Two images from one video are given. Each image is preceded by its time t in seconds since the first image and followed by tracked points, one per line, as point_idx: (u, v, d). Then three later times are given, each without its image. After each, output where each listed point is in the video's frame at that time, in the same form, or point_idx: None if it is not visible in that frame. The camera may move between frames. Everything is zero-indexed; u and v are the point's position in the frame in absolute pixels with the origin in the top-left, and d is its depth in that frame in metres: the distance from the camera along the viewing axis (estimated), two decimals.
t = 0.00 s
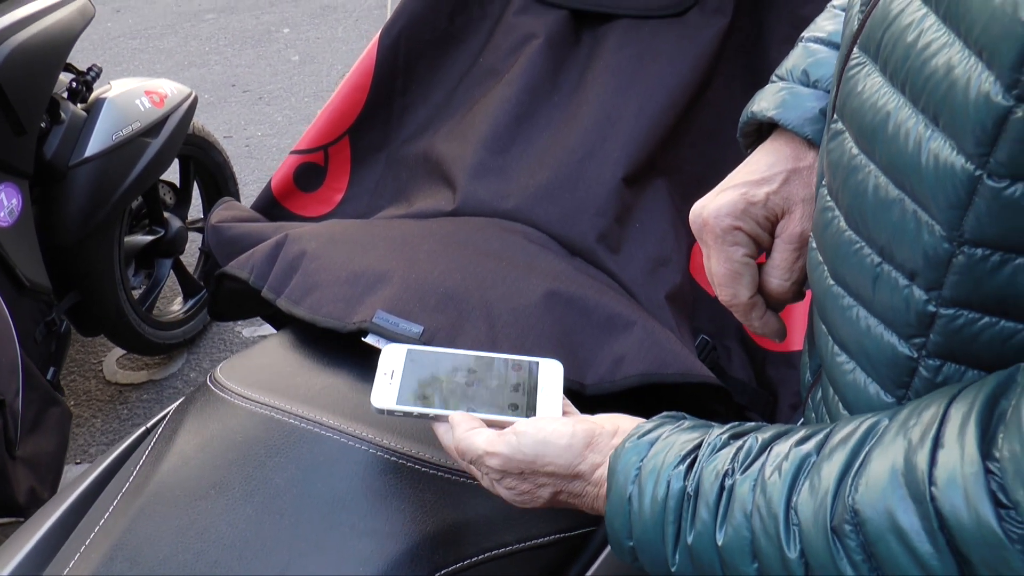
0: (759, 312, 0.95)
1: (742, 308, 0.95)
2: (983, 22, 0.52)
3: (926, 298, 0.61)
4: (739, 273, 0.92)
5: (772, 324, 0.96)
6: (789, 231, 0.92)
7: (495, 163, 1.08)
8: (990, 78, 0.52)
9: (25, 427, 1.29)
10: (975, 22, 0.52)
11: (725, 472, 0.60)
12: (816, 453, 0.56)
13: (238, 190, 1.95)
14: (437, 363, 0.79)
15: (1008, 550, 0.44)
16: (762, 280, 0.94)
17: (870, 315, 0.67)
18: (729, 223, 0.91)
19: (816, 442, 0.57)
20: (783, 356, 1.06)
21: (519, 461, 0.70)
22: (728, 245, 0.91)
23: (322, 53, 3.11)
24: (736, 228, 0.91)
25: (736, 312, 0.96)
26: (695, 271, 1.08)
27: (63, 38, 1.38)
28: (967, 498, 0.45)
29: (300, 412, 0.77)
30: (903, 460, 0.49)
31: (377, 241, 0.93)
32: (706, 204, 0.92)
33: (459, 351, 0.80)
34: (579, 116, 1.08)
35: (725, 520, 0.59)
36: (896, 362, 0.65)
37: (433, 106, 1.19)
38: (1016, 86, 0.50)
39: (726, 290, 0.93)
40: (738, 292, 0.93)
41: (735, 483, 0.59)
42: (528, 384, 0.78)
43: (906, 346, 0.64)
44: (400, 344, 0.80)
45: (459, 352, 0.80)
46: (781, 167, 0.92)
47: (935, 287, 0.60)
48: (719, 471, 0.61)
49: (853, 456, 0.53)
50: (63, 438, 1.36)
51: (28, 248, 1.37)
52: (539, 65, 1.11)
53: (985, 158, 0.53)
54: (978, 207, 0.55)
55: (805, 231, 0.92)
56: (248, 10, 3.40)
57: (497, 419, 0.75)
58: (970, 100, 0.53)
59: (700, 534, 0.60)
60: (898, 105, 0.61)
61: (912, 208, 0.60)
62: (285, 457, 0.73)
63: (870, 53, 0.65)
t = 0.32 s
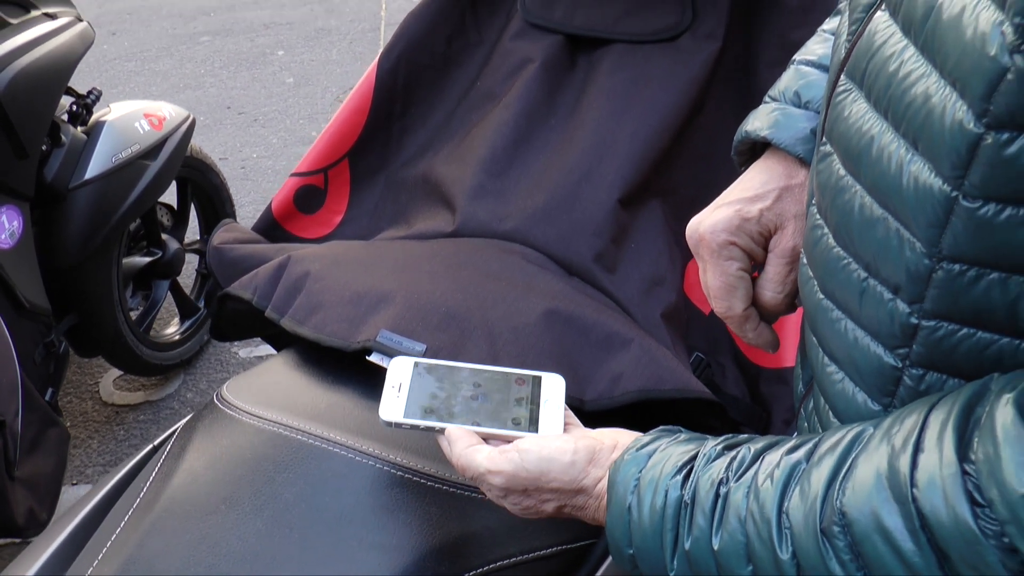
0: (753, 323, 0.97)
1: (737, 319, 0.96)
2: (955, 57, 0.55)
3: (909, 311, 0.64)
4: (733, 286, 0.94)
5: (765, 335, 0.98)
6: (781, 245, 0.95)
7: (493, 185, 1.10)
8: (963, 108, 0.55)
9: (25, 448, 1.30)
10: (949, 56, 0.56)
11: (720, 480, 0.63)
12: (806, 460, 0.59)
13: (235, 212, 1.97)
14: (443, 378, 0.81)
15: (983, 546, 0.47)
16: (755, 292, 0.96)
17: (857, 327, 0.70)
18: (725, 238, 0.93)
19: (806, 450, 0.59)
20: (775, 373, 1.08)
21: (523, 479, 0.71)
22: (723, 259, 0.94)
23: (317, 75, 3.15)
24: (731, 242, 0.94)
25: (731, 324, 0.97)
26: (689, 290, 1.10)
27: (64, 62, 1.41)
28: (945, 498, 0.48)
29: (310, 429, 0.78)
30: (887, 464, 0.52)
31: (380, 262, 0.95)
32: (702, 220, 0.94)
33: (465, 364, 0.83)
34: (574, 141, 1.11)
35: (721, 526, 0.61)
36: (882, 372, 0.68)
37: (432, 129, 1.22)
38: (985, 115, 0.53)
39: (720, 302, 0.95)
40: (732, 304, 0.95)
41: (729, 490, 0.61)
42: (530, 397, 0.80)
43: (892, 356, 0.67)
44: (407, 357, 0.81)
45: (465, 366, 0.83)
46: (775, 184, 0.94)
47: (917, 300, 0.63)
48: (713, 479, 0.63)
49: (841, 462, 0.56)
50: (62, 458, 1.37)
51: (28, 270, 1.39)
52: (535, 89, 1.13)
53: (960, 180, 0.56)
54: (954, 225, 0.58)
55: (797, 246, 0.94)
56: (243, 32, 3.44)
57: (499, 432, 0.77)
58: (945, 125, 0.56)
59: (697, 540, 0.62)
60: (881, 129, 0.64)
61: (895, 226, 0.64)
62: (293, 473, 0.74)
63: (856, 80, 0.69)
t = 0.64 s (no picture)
0: (738, 354, 1.00)
1: (722, 351, 1.00)
2: (918, 109, 0.62)
3: (884, 340, 0.70)
4: (719, 319, 0.98)
5: (749, 366, 1.02)
6: (763, 280, 0.99)
7: (483, 219, 1.13)
8: (926, 157, 0.62)
9: (14, 480, 1.31)
10: (913, 109, 0.63)
11: (712, 503, 0.67)
12: (792, 482, 0.63)
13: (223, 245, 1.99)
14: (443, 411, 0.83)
15: (958, 556, 0.51)
16: (740, 325, 1.00)
17: (836, 356, 0.77)
18: (710, 274, 0.97)
19: (792, 472, 0.64)
20: (758, 399, 1.13)
21: (524, 512, 0.75)
22: (708, 294, 0.97)
23: (303, 108, 3.19)
24: (716, 278, 0.97)
25: (716, 355, 1.01)
26: (673, 320, 1.13)
27: (58, 97, 1.43)
28: (922, 513, 0.53)
29: (309, 455, 0.80)
30: (868, 483, 0.57)
31: (375, 295, 0.97)
32: (687, 257, 0.98)
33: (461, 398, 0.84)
34: (561, 176, 1.14)
35: (714, 545, 0.65)
36: (860, 397, 0.74)
37: (422, 163, 1.25)
38: (945, 164, 0.60)
39: (707, 335, 0.99)
40: (718, 336, 0.99)
41: (721, 511, 0.66)
42: (526, 429, 0.82)
43: (869, 383, 0.73)
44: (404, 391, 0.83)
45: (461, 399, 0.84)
46: (757, 221, 0.98)
47: (891, 331, 0.69)
48: (706, 501, 0.67)
49: (826, 483, 0.60)
50: (51, 490, 1.37)
51: (20, 303, 1.40)
52: (523, 125, 1.17)
53: (927, 222, 0.63)
54: (923, 262, 0.64)
55: (778, 280, 0.99)
56: (229, 64, 3.48)
57: (495, 462, 0.80)
58: (911, 172, 0.63)
59: (692, 560, 0.66)
60: (855, 175, 0.71)
61: (869, 263, 0.70)
62: (295, 498, 0.76)
63: (829, 128, 0.76)
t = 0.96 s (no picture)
0: (723, 396, 1.03)
1: (708, 394, 1.03)
2: (883, 172, 0.67)
3: (858, 381, 0.75)
4: (704, 363, 1.01)
5: (734, 407, 1.05)
6: (745, 326, 1.03)
7: (470, 267, 1.16)
8: (891, 215, 0.67)
9: None
10: (878, 172, 0.68)
11: (699, 533, 0.72)
12: (774, 512, 0.68)
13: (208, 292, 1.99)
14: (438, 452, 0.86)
15: None
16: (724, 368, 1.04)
17: (814, 396, 0.81)
18: (695, 320, 1.01)
19: (774, 502, 0.69)
20: (739, 439, 1.16)
21: (521, 545, 0.80)
22: (693, 339, 1.01)
23: (285, 154, 3.24)
24: (701, 324, 1.01)
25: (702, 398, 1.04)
26: (656, 362, 1.17)
27: (49, 146, 1.45)
28: (892, 537, 0.58)
29: (309, 496, 0.83)
30: (843, 511, 0.62)
31: (366, 342, 1.00)
32: (672, 304, 1.02)
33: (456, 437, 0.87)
34: (545, 225, 1.18)
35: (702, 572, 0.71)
36: (836, 434, 0.79)
37: (409, 211, 1.28)
38: (908, 222, 0.65)
39: (693, 379, 1.02)
40: (704, 379, 1.02)
41: (708, 540, 0.71)
42: (519, 468, 0.85)
43: (845, 421, 0.78)
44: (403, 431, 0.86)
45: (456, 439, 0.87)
46: (738, 268, 1.02)
47: (864, 372, 0.74)
48: (693, 531, 0.72)
49: (804, 512, 0.65)
50: (35, 539, 1.37)
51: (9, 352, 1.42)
52: (507, 175, 1.21)
53: (894, 274, 0.68)
54: (891, 310, 0.69)
55: (759, 326, 1.03)
56: (211, 110, 3.53)
57: (491, 499, 0.83)
58: (878, 228, 0.68)
59: None
60: (828, 229, 0.76)
61: (843, 310, 0.75)
62: (297, 539, 0.80)
63: (804, 185, 0.81)
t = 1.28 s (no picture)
0: (701, 446, 1.07)
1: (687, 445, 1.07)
2: (845, 237, 0.73)
3: (828, 428, 0.79)
4: (682, 414, 1.05)
5: (712, 457, 1.08)
6: (721, 378, 1.07)
7: (455, 321, 1.20)
8: (853, 276, 0.72)
9: None
10: (841, 236, 0.73)
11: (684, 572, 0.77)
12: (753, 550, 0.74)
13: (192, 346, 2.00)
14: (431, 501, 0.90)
15: None
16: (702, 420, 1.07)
17: (788, 444, 0.85)
18: (673, 374, 1.05)
19: (753, 541, 0.75)
20: (719, 484, 1.20)
21: None
22: (672, 392, 1.05)
23: (266, 208, 3.27)
24: (679, 377, 1.05)
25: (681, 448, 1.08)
26: (636, 411, 1.21)
27: (38, 203, 1.48)
28: (863, 569, 0.65)
29: (305, 547, 0.86)
30: (818, 547, 0.69)
31: (354, 396, 1.03)
32: (651, 359, 1.06)
33: (447, 486, 0.91)
34: (527, 280, 1.23)
35: None
36: (810, 478, 0.83)
37: (394, 267, 1.32)
38: (868, 281, 0.70)
39: (672, 430, 1.06)
40: (682, 430, 1.06)
41: None
42: (508, 512, 0.90)
43: (817, 466, 0.82)
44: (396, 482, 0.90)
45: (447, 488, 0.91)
46: (714, 323, 1.07)
47: (834, 420, 0.79)
48: (679, 569, 0.77)
49: (782, 549, 0.72)
50: None
51: None
52: (490, 232, 1.25)
53: (857, 328, 0.73)
54: (856, 362, 0.74)
55: (735, 378, 1.07)
56: (192, 165, 3.57)
57: (481, 544, 0.88)
58: (842, 287, 0.73)
59: None
60: (797, 288, 0.81)
61: (812, 363, 0.79)
62: None
63: (774, 247, 0.86)
